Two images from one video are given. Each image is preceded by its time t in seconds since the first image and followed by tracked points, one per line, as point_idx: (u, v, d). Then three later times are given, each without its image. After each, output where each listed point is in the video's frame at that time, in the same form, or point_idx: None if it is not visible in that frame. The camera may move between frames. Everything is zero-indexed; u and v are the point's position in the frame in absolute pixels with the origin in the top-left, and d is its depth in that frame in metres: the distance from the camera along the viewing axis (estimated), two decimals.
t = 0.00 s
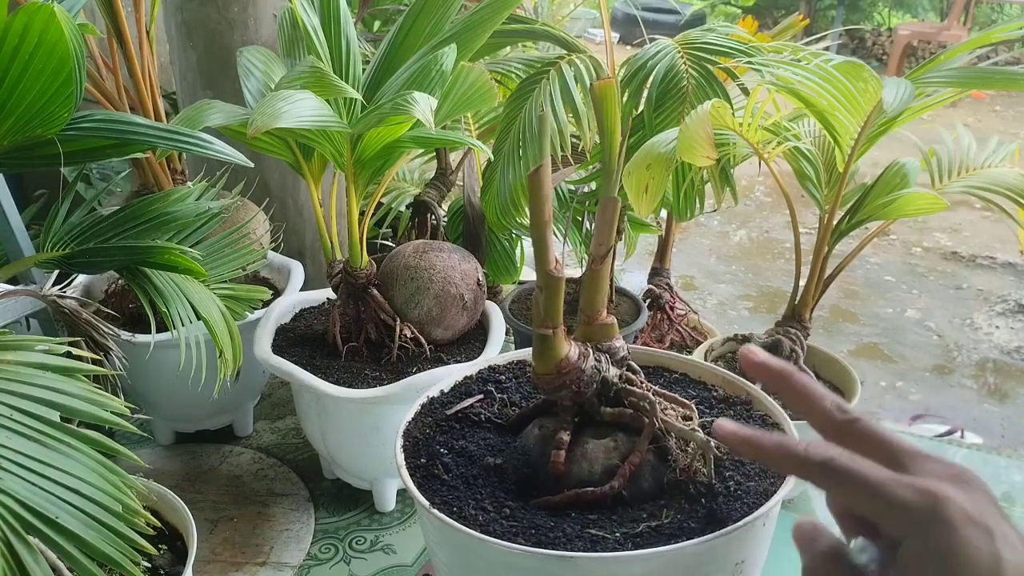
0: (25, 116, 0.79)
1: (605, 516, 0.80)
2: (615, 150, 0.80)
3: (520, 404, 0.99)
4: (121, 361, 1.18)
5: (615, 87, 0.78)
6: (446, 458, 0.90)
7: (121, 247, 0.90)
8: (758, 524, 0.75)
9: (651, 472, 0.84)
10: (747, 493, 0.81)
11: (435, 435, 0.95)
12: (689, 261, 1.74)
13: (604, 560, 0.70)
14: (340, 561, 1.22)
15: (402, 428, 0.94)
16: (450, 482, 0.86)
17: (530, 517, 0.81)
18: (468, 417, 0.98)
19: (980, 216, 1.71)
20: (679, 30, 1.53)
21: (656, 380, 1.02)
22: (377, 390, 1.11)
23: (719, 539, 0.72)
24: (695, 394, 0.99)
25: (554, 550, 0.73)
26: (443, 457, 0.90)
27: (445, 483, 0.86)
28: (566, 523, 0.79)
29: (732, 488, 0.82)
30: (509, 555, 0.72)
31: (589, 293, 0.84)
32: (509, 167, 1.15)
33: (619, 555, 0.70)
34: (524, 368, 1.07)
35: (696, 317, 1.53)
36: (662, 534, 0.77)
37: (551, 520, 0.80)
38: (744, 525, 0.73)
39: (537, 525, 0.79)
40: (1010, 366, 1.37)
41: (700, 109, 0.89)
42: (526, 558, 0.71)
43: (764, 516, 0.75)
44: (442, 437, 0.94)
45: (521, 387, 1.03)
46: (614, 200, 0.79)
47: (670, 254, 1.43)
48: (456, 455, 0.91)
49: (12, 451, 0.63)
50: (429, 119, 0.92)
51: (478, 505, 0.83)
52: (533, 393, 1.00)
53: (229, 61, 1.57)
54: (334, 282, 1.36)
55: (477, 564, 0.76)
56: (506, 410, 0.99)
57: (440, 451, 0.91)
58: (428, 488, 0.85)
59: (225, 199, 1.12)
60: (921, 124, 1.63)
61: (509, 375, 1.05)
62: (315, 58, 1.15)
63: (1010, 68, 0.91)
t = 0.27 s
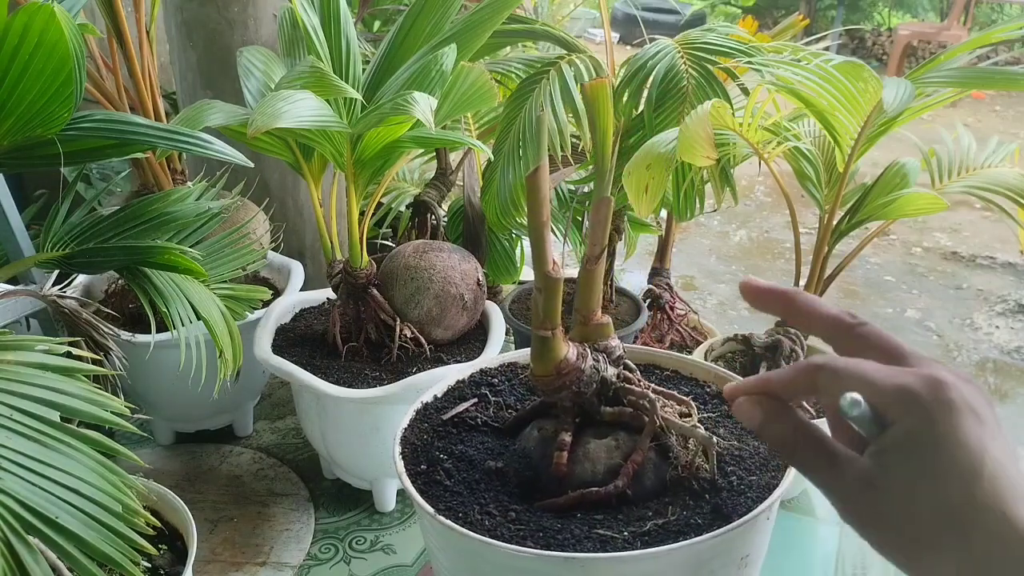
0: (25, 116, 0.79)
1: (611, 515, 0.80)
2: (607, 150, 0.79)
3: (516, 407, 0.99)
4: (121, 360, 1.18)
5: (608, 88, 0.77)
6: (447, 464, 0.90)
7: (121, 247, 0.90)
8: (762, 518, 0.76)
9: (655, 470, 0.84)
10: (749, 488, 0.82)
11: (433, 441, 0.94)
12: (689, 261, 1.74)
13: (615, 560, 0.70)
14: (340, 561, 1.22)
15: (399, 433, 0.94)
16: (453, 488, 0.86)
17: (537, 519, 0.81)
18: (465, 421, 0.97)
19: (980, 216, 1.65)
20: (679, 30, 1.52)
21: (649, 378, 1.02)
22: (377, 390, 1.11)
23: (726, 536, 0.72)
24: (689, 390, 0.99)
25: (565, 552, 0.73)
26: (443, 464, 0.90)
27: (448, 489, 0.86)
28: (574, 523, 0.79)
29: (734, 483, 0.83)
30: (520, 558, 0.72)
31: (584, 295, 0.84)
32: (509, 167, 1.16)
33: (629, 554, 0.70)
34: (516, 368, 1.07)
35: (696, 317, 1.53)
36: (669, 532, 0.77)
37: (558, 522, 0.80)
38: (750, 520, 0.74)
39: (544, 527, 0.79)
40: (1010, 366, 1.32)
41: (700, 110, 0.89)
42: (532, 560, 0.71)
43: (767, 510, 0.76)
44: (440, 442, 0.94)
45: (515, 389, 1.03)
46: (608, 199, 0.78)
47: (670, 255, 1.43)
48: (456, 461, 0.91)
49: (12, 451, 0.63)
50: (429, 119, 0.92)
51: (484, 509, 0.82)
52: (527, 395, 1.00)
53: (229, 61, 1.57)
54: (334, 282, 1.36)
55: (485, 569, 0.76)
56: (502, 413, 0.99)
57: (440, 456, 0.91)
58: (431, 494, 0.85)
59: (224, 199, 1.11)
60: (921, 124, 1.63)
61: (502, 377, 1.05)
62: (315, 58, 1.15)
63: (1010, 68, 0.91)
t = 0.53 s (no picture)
0: (25, 116, 0.79)
1: (615, 515, 0.80)
2: (604, 152, 0.79)
3: (515, 407, 0.99)
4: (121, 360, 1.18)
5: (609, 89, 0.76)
6: (447, 466, 0.90)
7: (121, 247, 0.90)
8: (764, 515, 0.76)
9: (656, 469, 0.84)
10: (751, 486, 0.82)
11: (432, 443, 0.94)
12: (689, 261, 1.74)
13: (618, 561, 0.70)
14: (340, 561, 1.22)
15: (399, 436, 0.93)
16: (455, 490, 0.86)
17: (540, 520, 0.81)
18: (465, 422, 0.97)
19: (980, 216, 1.63)
20: (679, 30, 1.52)
21: (647, 377, 1.01)
22: (377, 390, 1.11)
23: (729, 534, 0.72)
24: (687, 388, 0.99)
25: (569, 552, 0.73)
26: (444, 466, 0.90)
27: (450, 490, 0.86)
28: (577, 524, 0.79)
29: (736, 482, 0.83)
30: (523, 560, 0.72)
31: (582, 295, 0.84)
32: (510, 167, 1.16)
33: (633, 554, 0.70)
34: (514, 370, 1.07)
35: (697, 317, 1.53)
36: (672, 531, 0.77)
37: (561, 523, 0.80)
38: (753, 518, 0.74)
39: (547, 528, 0.79)
40: (1010, 366, 1.33)
41: (700, 110, 0.89)
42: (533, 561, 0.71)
43: (769, 509, 0.76)
44: (440, 444, 0.94)
45: (513, 390, 1.03)
46: (608, 199, 0.78)
47: (670, 255, 1.43)
48: (457, 463, 0.90)
49: (13, 451, 0.63)
50: (429, 119, 0.93)
51: (486, 511, 0.82)
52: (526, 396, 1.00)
53: (229, 61, 1.57)
54: (334, 282, 1.36)
55: (488, 571, 0.76)
56: (501, 413, 0.99)
57: (441, 458, 0.91)
58: (433, 495, 0.85)
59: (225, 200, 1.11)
60: (921, 124, 1.63)
61: (500, 378, 1.05)
62: (314, 58, 1.15)
63: (1010, 68, 0.91)
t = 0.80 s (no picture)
0: (25, 116, 0.79)
1: (614, 515, 0.80)
2: (605, 152, 0.78)
3: (515, 408, 0.99)
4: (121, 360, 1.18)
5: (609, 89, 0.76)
6: (447, 466, 0.90)
7: (121, 247, 0.90)
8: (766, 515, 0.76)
9: (656, 469, 0.84)
10: (751, 486, 0.82)
11: (432, 442, 0.94)
12: (689, 261, 1.75)
13: (618, 560, 0.70)
14: (340, 561, 1.22)
15: (399, 436, 0.93)
16: (454, 489, 0.86)
17: (540, 520, 0.81)
18: (465, 422, 0.97)
19: (980, 216, 1.64)
20: (679, 30, 1.52)
21: (647, 378, 1.02)
22: (377, 390, 1.11)
23: (729, 534, 0.72)
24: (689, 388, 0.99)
25: (569, 552, 0.73)
26: (443, 465, 0.90)
27: (449, 490, 0.86)
28: (576, 525, 0.79)
29: (736, 481, 0.83)
30: (523, 560, 0.72)
31: (582, 295, 0.84)
32: (510, 167, 1.16)
33: (632, 554, 0.70)
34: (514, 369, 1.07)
35: (697, 317, 1.53)
36: (673, 531, 0.77)
37: (560, 522, 0.80)
38: (754, 518, 0.74)
39: (547, 528, 0.79)
40: (1010, 366, 1.32)
41: (700, 110, 0.89)
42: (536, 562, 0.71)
43: (768, 509, 0.76)
44: (440, 444, 0.94)
45: (513, 390, 1.03)
46: (608, 199, 0.78)
47: (670, 256, 1.43)
48: (456, 463, 0.90)
49: (13, 451, 0.63)
50: (429, 119, 0.93)
51: (486, 510, 0.82)
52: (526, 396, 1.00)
53: (229, 61, 1.57)
54: (334, 282, 1.36)
55: (488, 571, 0.76)
56: (501, 414, 0.99)
57: (442, 457, 0.91)
58: (433, 495, 0.85)
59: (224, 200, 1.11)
60: (921, 124, 1.62)
61: (500, 378, 1.05)
62: (314, 58, 1.15)
63: (1010, 68, 0.91)
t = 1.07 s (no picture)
0: (25, 116, 0.79)
1: (615, 515, 0.80)
2: (604, 153, 0.78)
3: (515, 407, 0.99)
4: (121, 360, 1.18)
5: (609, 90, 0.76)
6: (447, 466, 0.90)
7: (121, 247, 0.90)
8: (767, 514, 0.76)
9: (656, 469, 0.84)
10: (751, 486, 0.82)
11: (432, 442, 0.94)
12: (689, 261, 1.75)
13: (618, 560, 0.70)
14: (340, 561, 1.22)
15: (399, 437, 0.93)
16: (455, 490, 0.86)
17: (540, 520, 0.81)
18: (465, 422, 0.97)
19: (981, 216, 1.63)
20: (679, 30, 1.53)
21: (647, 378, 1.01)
22: (377, 390, 1.11)
23: (729, 534, 0.72)
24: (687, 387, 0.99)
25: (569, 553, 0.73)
26: (443, 466, 0.90)
27: (450, 491, 0.86)
28: (577, 525, 0.79)
29: (736, 481, 0.83)
30: (524, 560, 0.72)
31: (583, 295, 0.84)
32: (510, 167, 1.16)
33: (632, 554, 0.70)
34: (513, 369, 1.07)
35: (697, 317, 1.53)
36: (673, 531, 0.77)
37: (561, 523, 0.80)
38: (754, 517, 0.74)
39: (547, 529, 0.79)
40: (1009, 366, 1.31)
41: (701, 110, 0.89)
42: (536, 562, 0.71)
43: (769, 509, 0.76)
44: (440, 444, 0.94)
45: (513, 390, 1.03)
46: (608, 199, 0.78)
47: (670, 256, 1.43)
48: (456, 463, 0.90)
49: (13, 451, 0.63)
50: (429, 119, 0.93)
51: (487, 511, 0.82)
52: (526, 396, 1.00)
53: (229, 61, 1.57)
54: (334, 282, 1.36)
55: (489, 571, 0.76)
56: (501, 414, 0.99)
57: (442, 458, 0.91)
58: (433, 495, 0.85)
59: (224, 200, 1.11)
60: (921, 124, 1.62)
61: (500, 378, 1.05)
62: (314, 58, 1.15)
63: (1010, 68, 0.91)
